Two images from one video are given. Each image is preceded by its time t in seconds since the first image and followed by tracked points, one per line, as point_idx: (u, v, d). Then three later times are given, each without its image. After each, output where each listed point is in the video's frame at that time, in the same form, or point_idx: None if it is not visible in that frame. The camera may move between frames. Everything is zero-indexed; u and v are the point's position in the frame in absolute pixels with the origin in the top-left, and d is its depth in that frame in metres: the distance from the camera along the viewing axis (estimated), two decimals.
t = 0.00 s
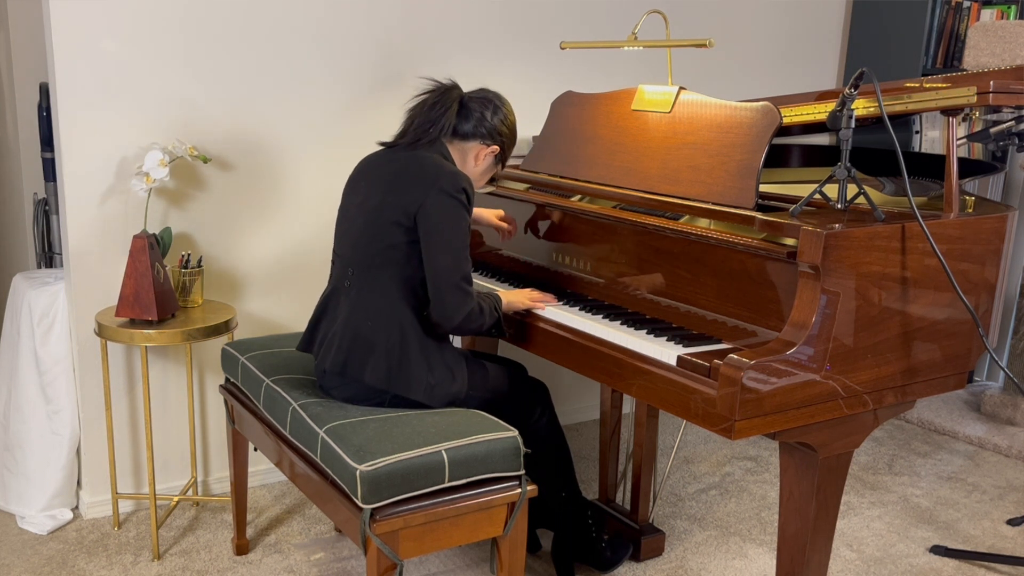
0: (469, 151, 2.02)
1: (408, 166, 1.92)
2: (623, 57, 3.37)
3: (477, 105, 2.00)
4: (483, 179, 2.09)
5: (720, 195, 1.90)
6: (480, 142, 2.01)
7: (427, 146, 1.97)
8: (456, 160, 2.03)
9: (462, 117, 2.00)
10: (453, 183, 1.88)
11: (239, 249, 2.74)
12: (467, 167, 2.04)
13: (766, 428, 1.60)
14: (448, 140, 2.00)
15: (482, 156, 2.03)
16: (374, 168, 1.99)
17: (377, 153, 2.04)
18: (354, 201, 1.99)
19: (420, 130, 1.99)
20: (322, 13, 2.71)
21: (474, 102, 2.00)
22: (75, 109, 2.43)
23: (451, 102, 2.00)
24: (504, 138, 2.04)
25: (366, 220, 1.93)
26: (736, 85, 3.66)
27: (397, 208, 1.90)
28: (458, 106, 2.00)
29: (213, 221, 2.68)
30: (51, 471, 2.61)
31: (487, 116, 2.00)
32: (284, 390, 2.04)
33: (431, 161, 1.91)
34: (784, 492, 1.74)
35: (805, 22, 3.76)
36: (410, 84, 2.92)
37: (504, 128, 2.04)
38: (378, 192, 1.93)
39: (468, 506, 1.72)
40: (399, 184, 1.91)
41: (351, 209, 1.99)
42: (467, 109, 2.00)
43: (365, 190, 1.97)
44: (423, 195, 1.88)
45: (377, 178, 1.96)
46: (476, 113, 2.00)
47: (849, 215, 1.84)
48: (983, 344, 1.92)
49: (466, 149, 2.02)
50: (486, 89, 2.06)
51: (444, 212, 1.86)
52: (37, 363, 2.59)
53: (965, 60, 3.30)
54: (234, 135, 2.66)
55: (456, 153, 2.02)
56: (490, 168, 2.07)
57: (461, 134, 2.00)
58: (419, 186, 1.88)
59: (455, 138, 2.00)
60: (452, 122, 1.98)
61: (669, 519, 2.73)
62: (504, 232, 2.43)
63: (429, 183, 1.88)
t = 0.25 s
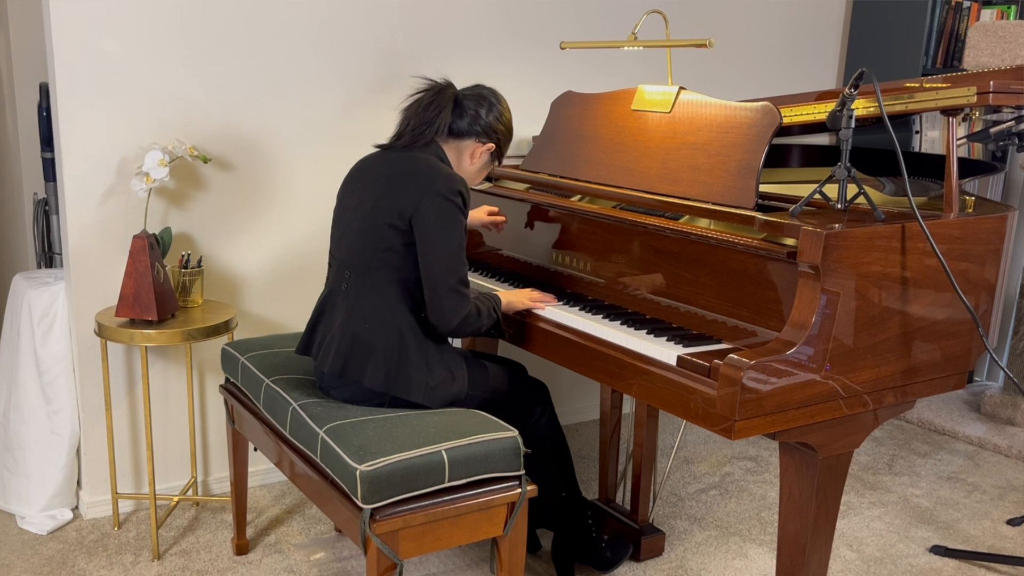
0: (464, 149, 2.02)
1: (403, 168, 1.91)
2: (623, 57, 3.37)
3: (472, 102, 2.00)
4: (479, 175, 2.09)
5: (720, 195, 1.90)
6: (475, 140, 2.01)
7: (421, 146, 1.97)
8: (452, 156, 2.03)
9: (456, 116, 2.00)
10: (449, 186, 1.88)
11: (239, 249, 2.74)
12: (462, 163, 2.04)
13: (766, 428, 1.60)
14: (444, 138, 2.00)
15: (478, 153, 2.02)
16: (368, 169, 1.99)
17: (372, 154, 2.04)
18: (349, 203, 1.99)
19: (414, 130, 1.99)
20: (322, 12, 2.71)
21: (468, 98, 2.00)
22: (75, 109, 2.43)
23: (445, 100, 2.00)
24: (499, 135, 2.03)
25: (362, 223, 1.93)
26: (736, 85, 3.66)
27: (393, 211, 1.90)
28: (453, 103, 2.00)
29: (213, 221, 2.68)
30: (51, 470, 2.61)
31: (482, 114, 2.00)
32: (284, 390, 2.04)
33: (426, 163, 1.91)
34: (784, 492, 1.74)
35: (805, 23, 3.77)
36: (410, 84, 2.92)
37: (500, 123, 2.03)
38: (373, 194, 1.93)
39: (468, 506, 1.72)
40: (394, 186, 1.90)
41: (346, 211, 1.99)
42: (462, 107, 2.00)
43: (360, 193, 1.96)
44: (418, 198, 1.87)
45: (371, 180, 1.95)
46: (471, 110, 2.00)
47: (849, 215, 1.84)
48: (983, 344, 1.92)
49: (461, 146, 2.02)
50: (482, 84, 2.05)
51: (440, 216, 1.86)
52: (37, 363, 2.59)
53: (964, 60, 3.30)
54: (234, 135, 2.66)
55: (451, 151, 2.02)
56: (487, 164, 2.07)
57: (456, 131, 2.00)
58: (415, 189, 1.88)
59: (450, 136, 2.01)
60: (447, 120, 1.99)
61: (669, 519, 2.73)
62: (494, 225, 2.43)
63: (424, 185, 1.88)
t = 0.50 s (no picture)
0: (456, 146, 2.02)
1: (393, 172, 1.91)
2: (623, 57, 3.37)
3: (461, 98, 2.00)
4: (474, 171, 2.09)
5: (720, 195, 1.90)
6: (467, 136, 2.01)
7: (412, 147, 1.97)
8: (445, 155, 2.02)
9: (446, 113, 1.99)
10: (440, 188, 1.88)
11: (239, 249, 2.74)
12: (456, 161, 2.03)
13: (766, 428, 1.60)
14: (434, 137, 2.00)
15: (470, 149, 2.02)
16: (360, 173, 1.98)
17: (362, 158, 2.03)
18: (342, 207, 1.99)
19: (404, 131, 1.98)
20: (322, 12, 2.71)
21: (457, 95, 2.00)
22: (75, 109, 2.43)
23: (433, 98, 1.99)
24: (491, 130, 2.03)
25: (355, 227, 1.93)
26: (737, 85, 3.66)
27: (384, 215, 1.89)
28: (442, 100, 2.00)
29: (212, 221, 2.68)
30: (51, 471, 2.61)
31: (472, 109, 1.99)
32: (284, 390, 2.05)
33: (417, 165, 1.91)
34: (784, 492, 1.74)
35: (805, 23, 3.77)
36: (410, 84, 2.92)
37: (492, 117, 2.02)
38: (364, 198, 1.93)
39: (468, 506, 1.72)
40: (386, 189, 1.90)
41: (339, 216, 1.99)
42: (451, 103, 2.00)
43: (352, 197, 1.96)
44: (410, 202, 1.87)
45: (362, 184, 1.95)
46: (461, 106, 1.99)
47: (849, 215, 1.84)
48: (983, 344, 1.92)
49: (453, 144, 2.02)
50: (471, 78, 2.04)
51: (433, 217, 1.86)
52: (37, 363, 2.59)
53: (964, 60, 3.30)
54: (233, 135, 2.66)
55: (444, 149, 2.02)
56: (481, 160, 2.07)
57: (446, 129, 2.00)
58: (406, 192, 1.88)
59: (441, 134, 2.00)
60: (437, 119, 1.98)
61: (669, 519, 2.73)
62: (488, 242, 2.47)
63: (415, 189, 1.87)
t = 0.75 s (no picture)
0: (445, 141, 1.99)
1: (384, 175, 1.90)
2: (623, 57, 3.37)
3: (446, 92, 1.95)
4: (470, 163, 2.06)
5: (720, 195, 1.90)
6: (455, 130, 1.98)
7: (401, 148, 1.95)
8: (436, 152, 2.00)
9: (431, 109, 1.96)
10: (433, 190, 1.87)
11: (239, 249, 2.74)
12: (448, 157, 2.01)
13: (766, 429, 1.60)
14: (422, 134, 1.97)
15: (460, 143, 1.99)
16: (351, 178, 1.97)
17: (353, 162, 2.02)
18: (333, 211, 1.98)
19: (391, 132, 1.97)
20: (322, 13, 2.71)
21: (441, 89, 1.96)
22: (75, 109, 2.43)
23: (417, 96, 1.95)
24: (479, 122, 1.98)
25: (348, 231, 1.92)
26: (737, 85, 3.66)
27: (377, 218, 1.89)
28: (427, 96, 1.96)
29: (212, 221, 2.68)
30: (51, 471, 2.61)
31: (457, 103, 1.95)
32: (284, 390, 2.04)
33: (408, 167, 1.89)
34: (784, 492, 1.74)
35: (805, 23, 3.77)
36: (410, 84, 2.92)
37: (481, 108, 1.98)
38: (356, 202, 1.92)
39: (468, 507, 1.72)
40: (377, 192, 1.89)
41: (331, 220, 1.98)
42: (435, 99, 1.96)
43: (343, 201, 1.95)
44: (402, 204, 1.87)
45: (353, 188, 1.94)
46: (446, 101, 1.95)
47: (849, 215, 1.84)
48: (983, 344, 1.92)
49: (442, 140, 1.99)
50: (457, 69, 1.99)
51: (427, 219, 1.86)
52: (37, 363, 2.59)
53: (964, 60, 3.30)
54: (233, 135, 2.66)
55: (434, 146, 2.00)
56: (474, 151, 2.03)
57: (433, 125, 1.97)
58: (398, 195, 1.87)
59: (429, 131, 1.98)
60: (421, 118, 1.95)
61: (669, 519, 2.73)
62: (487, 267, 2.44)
63: (407, 191, 1.87)
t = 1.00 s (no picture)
0: (426, 134, 1.93)
1: (371, 181, 1.88)
2: (623, 57, 3.37)
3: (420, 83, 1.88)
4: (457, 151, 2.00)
5: (720, 195, 1.90)
6: (434, 122, 1.91)
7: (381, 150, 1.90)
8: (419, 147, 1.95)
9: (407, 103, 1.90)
10: (420, 194, 1.84)
11: (239, 249, 2.74)
12: (432, 150, 1.95)
13: (766, 429, 1.60)
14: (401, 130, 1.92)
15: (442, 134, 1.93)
16: (339, 182, 1.96)
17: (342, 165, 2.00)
18: (326, 217, 1.98)
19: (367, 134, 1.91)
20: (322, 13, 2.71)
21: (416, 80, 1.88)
22: (75, 109, 2.43)
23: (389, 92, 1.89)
24: (459, 109, 1.91)
25: (339, 237, 1.92)
26: (737, 85, 3.66)
27: (366, 224, 1.87)
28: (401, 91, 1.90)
29: (212, 221, 2.68)
30: (51, 471, 2.61)
31: (434, 94, 1.88)
32: (284, 390, 2.05)
33: (394, 171, 1.86)
34: (784, 492, 1.74)
35: (805, 22, 3.77)
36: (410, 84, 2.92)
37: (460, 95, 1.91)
38: (345, 207, 1.91)
39: (468, 506, 1.72)
40: (364, 198, 1.87)
41: (324, 225, 1.98)
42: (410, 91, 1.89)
43: (335, 205, 1.94)
44: (389, 209, 1.84)
45: (343, 193, 1.93)
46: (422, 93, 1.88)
47: (849, 215, 1.84)
48: (983, 344, 1.92)
49: (423, 133, 1.93)
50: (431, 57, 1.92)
51: (415, 225, 1.83)
52: (37, 363, 2.59)
53: (964, 60, 3.30)
54: (233, 135, 2.66)
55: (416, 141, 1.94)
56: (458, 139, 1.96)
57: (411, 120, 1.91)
58: (385, 201, 1.85)
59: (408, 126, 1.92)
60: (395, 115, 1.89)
61: (669, 519, 2.73)
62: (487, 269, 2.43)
63: (394, 196, 1.84)
